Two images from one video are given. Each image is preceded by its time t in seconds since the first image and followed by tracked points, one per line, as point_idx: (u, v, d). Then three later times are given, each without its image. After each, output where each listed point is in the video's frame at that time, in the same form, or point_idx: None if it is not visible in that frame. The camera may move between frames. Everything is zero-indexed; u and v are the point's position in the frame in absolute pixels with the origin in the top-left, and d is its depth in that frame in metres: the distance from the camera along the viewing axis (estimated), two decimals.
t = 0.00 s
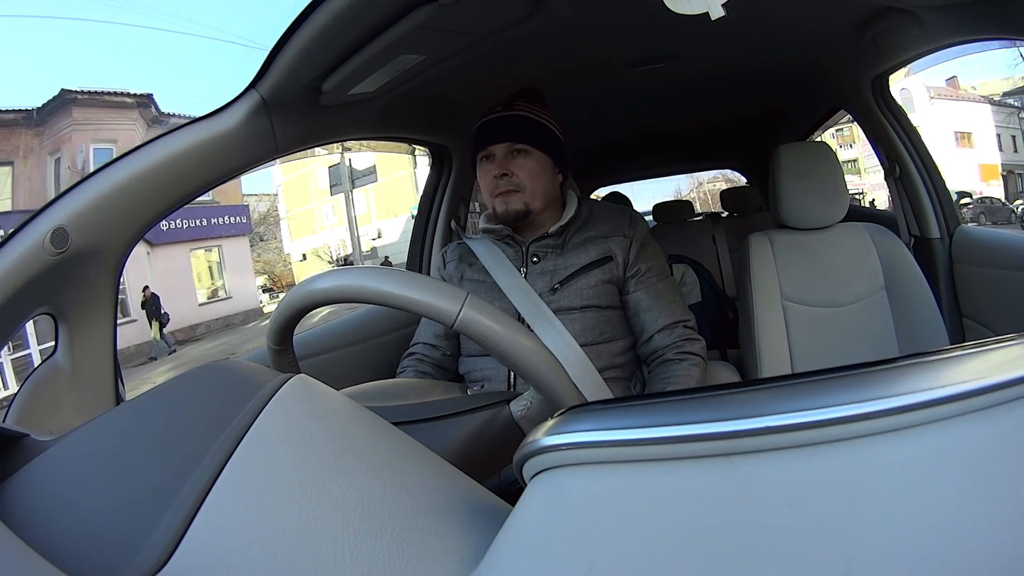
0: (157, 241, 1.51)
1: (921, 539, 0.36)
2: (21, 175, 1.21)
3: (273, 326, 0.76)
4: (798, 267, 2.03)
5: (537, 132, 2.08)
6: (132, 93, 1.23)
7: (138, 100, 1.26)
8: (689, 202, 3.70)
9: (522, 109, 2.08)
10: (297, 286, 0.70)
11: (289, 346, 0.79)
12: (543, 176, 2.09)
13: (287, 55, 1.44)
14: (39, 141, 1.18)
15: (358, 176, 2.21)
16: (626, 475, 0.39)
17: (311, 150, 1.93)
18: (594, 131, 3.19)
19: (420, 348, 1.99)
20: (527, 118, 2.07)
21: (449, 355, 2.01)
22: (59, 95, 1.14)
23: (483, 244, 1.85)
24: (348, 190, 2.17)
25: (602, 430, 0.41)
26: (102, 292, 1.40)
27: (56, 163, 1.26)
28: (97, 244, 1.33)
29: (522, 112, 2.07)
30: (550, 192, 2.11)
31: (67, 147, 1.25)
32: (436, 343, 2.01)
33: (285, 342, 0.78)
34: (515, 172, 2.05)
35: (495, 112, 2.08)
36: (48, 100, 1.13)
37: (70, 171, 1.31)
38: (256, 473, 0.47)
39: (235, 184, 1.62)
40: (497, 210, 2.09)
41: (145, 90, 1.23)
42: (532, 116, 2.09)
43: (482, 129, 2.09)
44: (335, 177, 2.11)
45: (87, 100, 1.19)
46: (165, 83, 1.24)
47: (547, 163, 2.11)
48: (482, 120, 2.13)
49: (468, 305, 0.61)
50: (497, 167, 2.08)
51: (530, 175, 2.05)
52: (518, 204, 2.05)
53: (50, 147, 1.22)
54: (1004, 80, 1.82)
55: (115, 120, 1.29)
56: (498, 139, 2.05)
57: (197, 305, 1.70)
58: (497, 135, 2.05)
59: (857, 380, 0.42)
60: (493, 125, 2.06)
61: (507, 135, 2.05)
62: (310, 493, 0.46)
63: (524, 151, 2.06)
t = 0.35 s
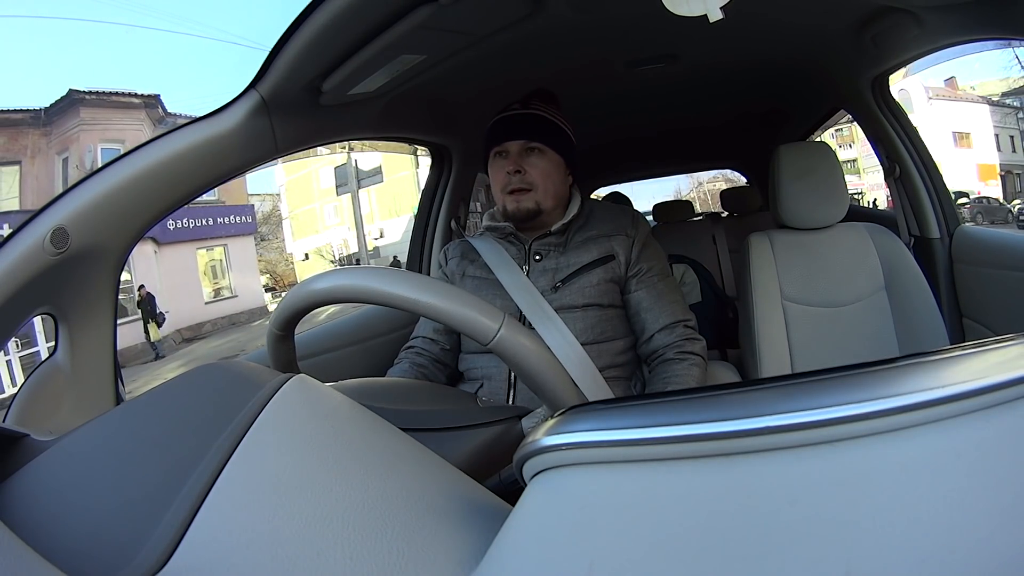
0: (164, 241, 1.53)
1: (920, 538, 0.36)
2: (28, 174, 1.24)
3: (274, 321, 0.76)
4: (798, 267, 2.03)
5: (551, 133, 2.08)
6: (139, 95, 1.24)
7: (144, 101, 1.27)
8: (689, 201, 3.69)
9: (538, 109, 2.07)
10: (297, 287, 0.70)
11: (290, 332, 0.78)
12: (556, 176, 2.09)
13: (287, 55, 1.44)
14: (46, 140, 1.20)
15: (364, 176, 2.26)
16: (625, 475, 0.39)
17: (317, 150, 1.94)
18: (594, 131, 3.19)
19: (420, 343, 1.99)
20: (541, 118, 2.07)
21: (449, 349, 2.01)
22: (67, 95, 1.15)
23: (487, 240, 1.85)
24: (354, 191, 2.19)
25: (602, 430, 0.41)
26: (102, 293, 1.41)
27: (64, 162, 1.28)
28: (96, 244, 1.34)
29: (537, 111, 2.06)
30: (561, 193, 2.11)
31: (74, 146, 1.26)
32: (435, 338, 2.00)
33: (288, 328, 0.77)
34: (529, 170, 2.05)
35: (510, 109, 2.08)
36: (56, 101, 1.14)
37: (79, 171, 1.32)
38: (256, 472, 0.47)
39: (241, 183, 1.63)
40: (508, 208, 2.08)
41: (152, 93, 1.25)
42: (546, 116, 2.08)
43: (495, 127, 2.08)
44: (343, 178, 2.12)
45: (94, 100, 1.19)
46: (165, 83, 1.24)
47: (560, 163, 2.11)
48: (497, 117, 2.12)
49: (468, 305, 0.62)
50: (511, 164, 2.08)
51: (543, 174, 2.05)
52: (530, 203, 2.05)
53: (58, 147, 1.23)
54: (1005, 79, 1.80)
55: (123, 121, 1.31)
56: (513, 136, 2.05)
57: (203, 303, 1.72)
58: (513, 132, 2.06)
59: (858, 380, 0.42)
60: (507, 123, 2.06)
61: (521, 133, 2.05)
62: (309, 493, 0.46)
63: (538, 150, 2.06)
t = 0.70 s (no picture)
0: (176, 238, 1.56)
1: (921, 539, 0.36)
2: (39, 173, 1.25)
3: (274, 322, 0.76)
4: (799, 267, 2.03)
5: (552, 133, 2.08)
6: (148, 95, 1.28)
7: (155, 101, 1.31)
8: (689, 201, 3.69)
9: (539, 110, 2.08)
10: (296, 287, 0.70)
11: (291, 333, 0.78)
12: (557, 176, 2.09)
13: (287, 55, 1.44)
14: (57, 140, 1.21)
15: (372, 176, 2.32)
16: (625, 475, 0.39)
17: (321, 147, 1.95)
18: (594, 131, 3.18)
19: (420, 340, 1.99)
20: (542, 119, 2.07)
21: (449, 347, 2.01)
22: (78, 95, 1.18)
23: (489, 240, 1.86)
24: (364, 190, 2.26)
25: (603, 430, 0.41)
26: (102, 292, 1.41)
27: (75, 161, 1.30)
28: (96, 244, 1.34)
29: (537, 112, 2.06)
30: (562, 192, 2.11)
31: (85, 145, 1.28)
32: (435, 334, 1.99)
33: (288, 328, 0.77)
34: (530, 170, 2.05)
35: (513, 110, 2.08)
36: (66, 101, 1.16)
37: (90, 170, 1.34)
38: (255, 472, 0.47)
39: (248, 182, 1.67)
40: (508, 208, 2.08)
41: (163, 93, 1.29)
42: (546, 117, 2.08)
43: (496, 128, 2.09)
44: (352, 178, 2.18)
45: (105, 100, 1.22)
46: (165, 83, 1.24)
47: (560, 163, 2.11)
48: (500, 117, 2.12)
49: (467, 305, 0.61)
50: (512, 164, 2.07)
51: (544, 174, 2.05)
52: (530, 202, 2.05)
53: (69, 147, 1.25)
54: (1003, 81, 1.81)
55: (133, 120, 1.33)
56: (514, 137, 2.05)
57: (213, 301, 1.74)
58: (515, 133, 2.05)
59: (859, 379, 0.42)
60: (507, 123, 2.06)
61: (522, 133, 2.05)
62: (309, 493, 0.46)
63: (540, 150, 2.06)
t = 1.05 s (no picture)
0: (189, 237, 1.61)
1: (921, 540, 0.36)
2: (54, 171, 1.27)
3: (274, 321, 0.75)
4: (799, 267, 2.03)
5: (534, 135, 2.05)
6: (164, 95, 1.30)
7: (169, 102, 1.34)
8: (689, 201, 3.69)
9: (520, 113, 2.06)
10: (295, 288, 0.70)
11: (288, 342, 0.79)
12: (539, 179, 2.06)
13: (287, 55, 1.44)
14: (71, 139, 1.22)
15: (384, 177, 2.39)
16: (625, 474, 0.39)
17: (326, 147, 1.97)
18: (595, 131, 3.18)
19: (420, 341, 1.99)
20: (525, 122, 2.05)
21: (449, 347, 2.01)
22: (92, 95, 1.17)
23: (489, 240, 1.86)
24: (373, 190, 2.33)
25: (602, 430, 0.41)
26: (102, 292, 1.41)
27: (88, 160, 1.31)
28: (97, 244, 1.34)
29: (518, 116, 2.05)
30: (547, 194, 2.07)
31: (99, 144, 1.29)
32: (435, 335, 1.99)
33: (285, 336, 0.77)
34: (507, 176, 2.05)
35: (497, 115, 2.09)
36: (81, 101, 1.17)
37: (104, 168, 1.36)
38: (255, 471, 0.47)
39: (259, 179, 1.70)
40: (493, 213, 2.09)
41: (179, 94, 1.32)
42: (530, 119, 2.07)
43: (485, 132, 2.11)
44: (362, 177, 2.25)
45: (120, 100, 1.23)
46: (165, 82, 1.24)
47: (543, 165, 2.07)
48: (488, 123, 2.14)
49: (465, 305, 0.61)
50: (491, 173, 2.09)
51: (523, 178, 2.04)
52: (512, 208, 2.05)
53: (83, 146, 1.27)
54: (997, 83, 1.81)
55: (146, 120, 1.35)
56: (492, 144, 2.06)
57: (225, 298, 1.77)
58: (495, 139, 2.06)
59: (858, 380, 0.42)
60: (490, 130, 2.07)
61: (502, 138, 2.05)
62: (310, 493, 0.46)
63: (518, 155, 2.05)
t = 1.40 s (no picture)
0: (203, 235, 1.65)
1: (920, 541, 0.36)
2: (73, 170, 1.31)
3: (274, 321, 0.75)
4: (799, 267, 2.03)
5: (547, 134, 2.07)
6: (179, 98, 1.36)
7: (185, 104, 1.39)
8: (689, 201, 3.68)
9: (534, 110, 2.07)
10: (296, 288, 0.70)
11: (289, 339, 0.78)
12: (552, 177, 2.08)
13: (287, 55, 1.44)
14: (89, 139, 1.27)
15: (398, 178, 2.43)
16: (625, 474, 0.39)
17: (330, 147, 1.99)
18: (594, 131, 3.18)
19: (421, 342, 1.99)
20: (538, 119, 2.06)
21: (449, 347, 2.01)
22: (112, 96, 1.24)
23: (489, 240, 1.87)
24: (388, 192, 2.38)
25: (602, 430, 0.41)
26: (102, 291, 1.40)
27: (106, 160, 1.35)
28: (96, 244, 1.34)
29: (531, 113, 2.06)
30: (558, 193, 2.10)
31: (117, 145, 1.33)
32: (435, 337, 1.99)
33: (286, 335, 0.77)
34: (523, 172, 2.05)
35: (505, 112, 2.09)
36: (101, 102, 1.22)
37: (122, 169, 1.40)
38: (256, 470, 0.47)
39: (269, 176, 1.75)
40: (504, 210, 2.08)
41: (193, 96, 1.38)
42: (542, 117, 2.08)
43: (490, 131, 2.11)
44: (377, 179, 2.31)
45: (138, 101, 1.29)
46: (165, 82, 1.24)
47: (556, 164, 2.10)
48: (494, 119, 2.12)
49: (466, 305, 0.61)
50: (507, 167, 2.08)
51: (539, 175, 2.05)
52: (525, 205, 2.05)
53: (101, 146, 1.31)
54: (989, 85, 1.84)
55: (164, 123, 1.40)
56: (506, 139, 2.06)
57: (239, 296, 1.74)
58: (508, 135, 2.05)
59: (858, 380, 0.42)
60: (500, 125, 2.06)
61: (516, 133, 2.05)
62: (310, 493, 0.46)
63: (533, 152, 2.07)
